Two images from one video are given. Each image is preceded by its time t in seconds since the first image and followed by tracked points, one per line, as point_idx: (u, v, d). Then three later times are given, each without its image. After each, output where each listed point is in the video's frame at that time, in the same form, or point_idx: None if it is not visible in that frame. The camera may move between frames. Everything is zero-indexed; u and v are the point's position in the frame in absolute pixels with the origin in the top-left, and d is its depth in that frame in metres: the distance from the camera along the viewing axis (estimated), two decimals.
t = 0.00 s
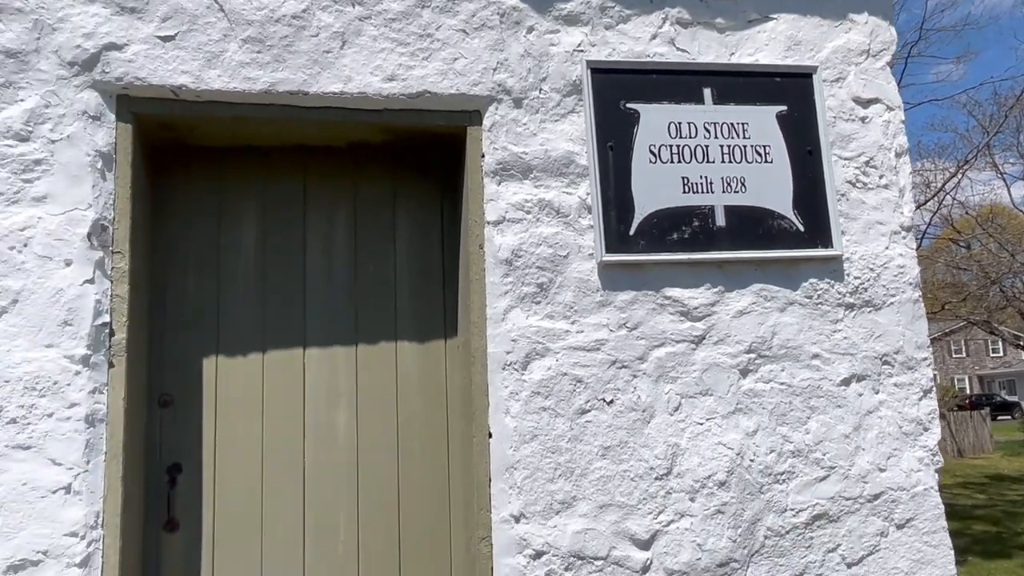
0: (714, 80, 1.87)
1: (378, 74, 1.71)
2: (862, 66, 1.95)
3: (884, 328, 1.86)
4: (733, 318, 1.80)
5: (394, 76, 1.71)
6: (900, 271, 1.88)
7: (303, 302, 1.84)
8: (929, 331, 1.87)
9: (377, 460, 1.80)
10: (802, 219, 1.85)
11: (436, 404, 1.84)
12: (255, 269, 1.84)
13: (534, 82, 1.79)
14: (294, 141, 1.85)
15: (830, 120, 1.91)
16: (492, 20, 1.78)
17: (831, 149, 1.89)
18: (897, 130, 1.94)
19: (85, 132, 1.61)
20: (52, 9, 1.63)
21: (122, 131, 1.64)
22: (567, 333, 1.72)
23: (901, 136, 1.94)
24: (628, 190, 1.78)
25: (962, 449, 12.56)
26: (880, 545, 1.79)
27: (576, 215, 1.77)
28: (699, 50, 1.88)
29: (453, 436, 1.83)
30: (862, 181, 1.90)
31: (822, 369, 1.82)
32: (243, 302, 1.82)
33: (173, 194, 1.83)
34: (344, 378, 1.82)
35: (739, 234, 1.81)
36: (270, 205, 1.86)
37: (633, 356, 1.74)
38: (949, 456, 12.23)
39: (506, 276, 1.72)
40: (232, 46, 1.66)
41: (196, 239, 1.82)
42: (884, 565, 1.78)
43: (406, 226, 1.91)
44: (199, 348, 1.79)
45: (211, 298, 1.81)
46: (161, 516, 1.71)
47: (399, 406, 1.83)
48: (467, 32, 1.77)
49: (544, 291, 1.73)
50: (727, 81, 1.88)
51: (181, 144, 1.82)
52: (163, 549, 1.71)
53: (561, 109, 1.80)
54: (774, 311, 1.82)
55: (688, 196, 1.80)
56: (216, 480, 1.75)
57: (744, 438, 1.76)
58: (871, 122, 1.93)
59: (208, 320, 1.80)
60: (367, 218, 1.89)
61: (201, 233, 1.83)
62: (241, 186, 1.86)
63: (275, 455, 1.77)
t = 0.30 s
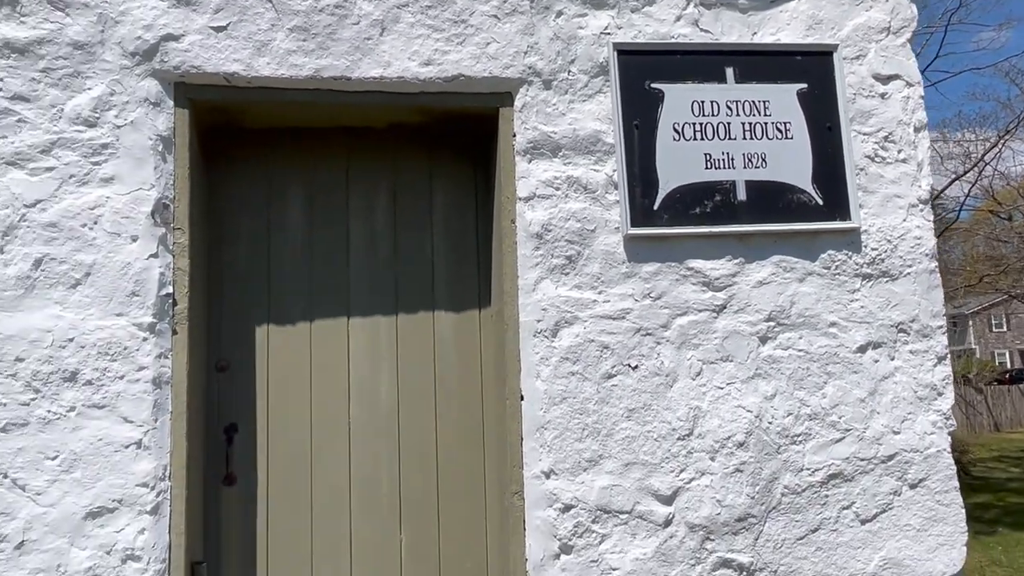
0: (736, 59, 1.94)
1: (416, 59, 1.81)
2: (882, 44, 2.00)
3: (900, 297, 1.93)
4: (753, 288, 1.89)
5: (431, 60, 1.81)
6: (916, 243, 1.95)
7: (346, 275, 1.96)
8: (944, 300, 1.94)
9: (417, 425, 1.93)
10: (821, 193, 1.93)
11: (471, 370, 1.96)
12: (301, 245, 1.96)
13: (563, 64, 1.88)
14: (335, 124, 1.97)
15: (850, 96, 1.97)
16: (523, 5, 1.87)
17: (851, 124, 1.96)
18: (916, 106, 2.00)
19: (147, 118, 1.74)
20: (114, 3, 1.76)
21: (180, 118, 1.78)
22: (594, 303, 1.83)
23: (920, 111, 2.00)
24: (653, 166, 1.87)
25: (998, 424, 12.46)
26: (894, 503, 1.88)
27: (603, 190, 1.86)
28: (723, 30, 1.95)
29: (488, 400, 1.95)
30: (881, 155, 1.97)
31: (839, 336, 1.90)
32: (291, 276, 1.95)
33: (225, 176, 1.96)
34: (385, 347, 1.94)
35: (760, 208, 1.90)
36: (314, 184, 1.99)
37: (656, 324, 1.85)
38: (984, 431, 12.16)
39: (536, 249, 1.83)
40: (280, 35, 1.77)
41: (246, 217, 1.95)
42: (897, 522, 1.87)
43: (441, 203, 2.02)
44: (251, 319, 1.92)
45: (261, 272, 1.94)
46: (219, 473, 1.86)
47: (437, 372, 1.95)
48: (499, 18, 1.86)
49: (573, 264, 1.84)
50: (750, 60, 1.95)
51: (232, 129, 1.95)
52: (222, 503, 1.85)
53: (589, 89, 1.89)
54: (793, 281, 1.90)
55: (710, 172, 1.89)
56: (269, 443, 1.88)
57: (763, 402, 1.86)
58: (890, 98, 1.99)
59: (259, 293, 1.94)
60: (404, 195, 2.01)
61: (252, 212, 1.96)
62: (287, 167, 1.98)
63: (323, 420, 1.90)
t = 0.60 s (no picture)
0: (725, 76, 2.36)
1: (462, 80, 2.25)
2: (849, 61, 2.40)
3: (861, 271, 2.34)
4: (737, 264, 2.31)
5: (474, 81, 2.25)
6: (875, 226, 2.36)
7: (406, 256, 2.41)
8: (898, 273, 2.35)
9: (465, 377, 2.37)
10: (795, 186, 2.34)
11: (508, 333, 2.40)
12: (369, 232, 2.42)
13: (581, 82, 2.31)
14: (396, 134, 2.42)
15: (820, 105, 2.38)
16: (549, 35, 2.30)
17: (821, 129, 2.37)
18: (877, 112, 2.40)
19: (251, 132, 2.21)
20: (225, 41, 2.22)
21: (277, 131, 2.24)
22: (607, 276, 2.27)
23: (880, 116, 2.40)
24: (654, 165, 2.31)
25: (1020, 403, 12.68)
26: (852, 439, 2.30)
27: (614, 185, 2.29)
28: (713, 52, 2.37)
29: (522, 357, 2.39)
30: (846, 154, 2.38)
31: (809, 303, 2.32)
32: (362, 258, 2.41)
33: (308, 177, 2.42)
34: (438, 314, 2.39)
35: (743, 198, 2.31)
36: (379, 183, 2.44)
37: (657, 293, 2.28)
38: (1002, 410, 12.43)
39: (560, 233, 2.27)
40: (354, 63, 2.23)
41: (325, 211, 2.42)
42: (855, 454, 2.30)
43: (483, 197, 2.46)
44: (330, 292, 2.39)
45: (338, 255, 2.40)
46: (308, 415, 2.33)
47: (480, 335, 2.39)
48: (529, 46, 2.29)
49: (589, 245, 2.27)
50: (736, 76, 2.37)
51: (314, 139, 2.41)
52: (311, 439, 2.32)
53: (602, 103, 2.32)
54: (771, 258, 2.32)
55: (701, 169, 2.32)
56: (347, 389, 2.35)
57: (744, 356, 2.28)
58: (854, 106, 2.40)
59: (337, 271, 2.40)
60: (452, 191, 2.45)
61: (329, 206, 2.42)
62: (357, 170, 2.44)
63: (389, 371, 2.36)
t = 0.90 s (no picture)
0: (694, 125, 3.31)
1: (507, 132, 3.24)
2: (787, 112, 3.34)
3: (794, 264, 3.28)
4: (703, 260, 3.26)
5: (515, 132, 3.25)
6: (805, 232, 3.29)
7: (466, 257, 3.39)
8: (821, 266, 3.28)
9: (509, 342, 3.34)
10: (746, 204, 3.28)
11: (539, 310, 3.35)
12: (440, 240, 3.40)
13: (590, 132, 3.29)
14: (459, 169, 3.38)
15: (765, 144, 3.32)
16: (567, 99, 3.29)
17: (765, 162, 3.31)
18: (808, 149, 3.33)
19: (361, 170, 3.17)
20: (343, 107, 3.20)
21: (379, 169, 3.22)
22: (608, 269, 3.23)
23: (809, 152, 3.32)
24: (643, 190, 3.26)
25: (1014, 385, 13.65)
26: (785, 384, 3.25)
27: (614, 205, 3.26)
28: (685, 107, 3.33)
29: (549, 328, 3.34)
30: (784, 180, 3.31)
31: (754, 288, 3.27)
32: (436, 258, 3.38)
33: (396, 201, 3.41)
34: (489, 297, 3.36)
35: (707, 213, 3.26)
36: (447, 205, 3.42)
37: (644, 281, 3.24)
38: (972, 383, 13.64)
39: (575, 239, 3.24)
40: (430, 121, 3.22)
41: (409, 225, 3.41)
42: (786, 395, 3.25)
43: (521, 213, 3.42)
44: (413, 283, 3.37)
45: (418, 256, 3.38)
46: (399, 369, 3.32)
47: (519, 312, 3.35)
48: (553, 107, 3.28)
49: (596, 247, 3.24)
50: (703, 124, 3.31)
51: (401, 175, 3.40)
52: (402, 385, 3.32)
53: (606, 146, 3.28)
54: (727, 256, 3.27)
55: (677, 193, 3.27)
56: (427, 348, 3.34)
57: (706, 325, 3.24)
58: (791, 145, 3.32)
59: (418, 268, 3.38)
60: (499, 209, 3.42)
61: (412, 222, 3.41)
62: (431, 195, 3.43)
63: (456, 336, 3.34)
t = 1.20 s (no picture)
0: (707, 133, 3.71)
1: (538, 143, 3.71)
2: (793, 121, 3.71)
3: (798, 259, 3.65)
4: (714, 255, 3.66)
5: (545, 143, 3.71)
6: (809, 230, 3.66)
7: (503, 252, 3.88)
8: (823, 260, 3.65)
9: (540, 327, 3.83)
10: (753, 204, 3.66)
11: (566, 299, 3.84)
12: (480, 238, 3.90)
13: (613, 141, 3.72)
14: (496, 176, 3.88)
15: (772, 150, 3.70)
16: (591, 113, 3.73)
17: (772, 166, 3.69)
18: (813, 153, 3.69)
19: (412, 178, 3.69)
20: (396, 124, 3.72)
21: (428, 176, 3.74)
22: (628, 263, 3.66)
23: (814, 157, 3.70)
24: (659, 193, 3.67)
25: None
26: (788, 367, 3.64)
27: (633, 206, 3.68)
28: (699, 118, 3.73)
29: (575, 314, 3.82)
30: (790, 182, 3.68)
31: (761, 280, 3.66)
32: (476, 254, 3.88)
33: (442, 205, 3.93)
34: (522, 287, 3.85)
35: (718, 213, 3.66)
36: (486, 207, 3.92)
37: (660, 274, 3.66)
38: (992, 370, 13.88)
39: (599, 236, 3.68)
40: (471, 135, 3.71)
41: (453, 225, 3.91)
42: (789, 377, 3.64)
43: (550, 214, 3.90)
44: (457, 275, 3.88)
45: (461, 252, 3.89)
46: (445, 349, 3.84)
47: (549, 300, 3.84)
48: (580, 120, 3.73)
49: (617, 244, 3.67)
50: (714, 133, 3.71)
51: (446, 182, 3.91)
52: (447, 364, 3.84)
53: (627, 153, 3.71)
54: (736, 252, 3.66)
55: (690, 195, 3.68)
56: (469, 332, 3.85)
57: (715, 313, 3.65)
58: (796, 150, 3.70)
59: (461, 262, 3.88)
60: (531, 211, 3.90)
61: (455, 222, 3.91)
62: (471, 199, 3.93)
63: (495, 321, 3.85)
